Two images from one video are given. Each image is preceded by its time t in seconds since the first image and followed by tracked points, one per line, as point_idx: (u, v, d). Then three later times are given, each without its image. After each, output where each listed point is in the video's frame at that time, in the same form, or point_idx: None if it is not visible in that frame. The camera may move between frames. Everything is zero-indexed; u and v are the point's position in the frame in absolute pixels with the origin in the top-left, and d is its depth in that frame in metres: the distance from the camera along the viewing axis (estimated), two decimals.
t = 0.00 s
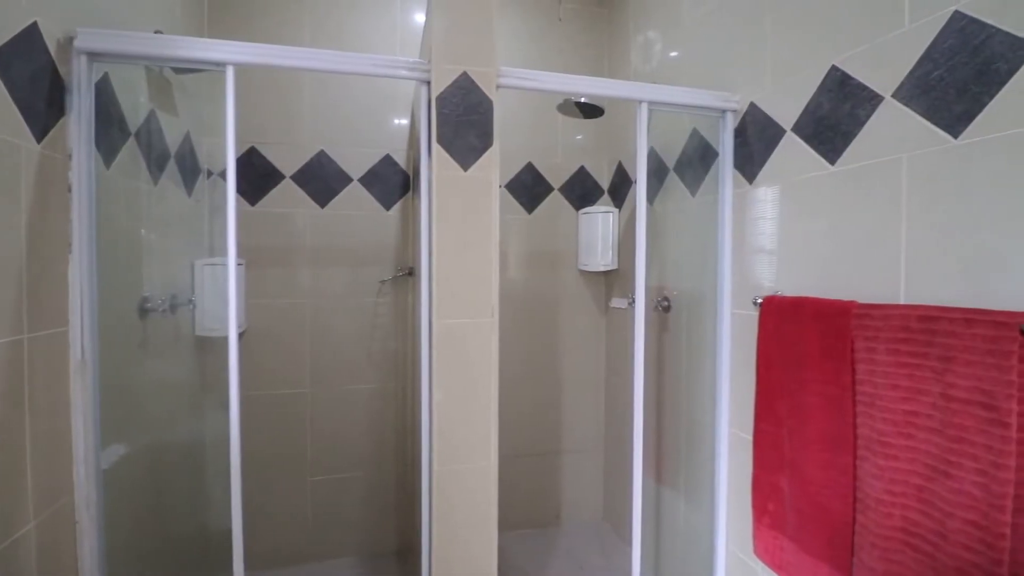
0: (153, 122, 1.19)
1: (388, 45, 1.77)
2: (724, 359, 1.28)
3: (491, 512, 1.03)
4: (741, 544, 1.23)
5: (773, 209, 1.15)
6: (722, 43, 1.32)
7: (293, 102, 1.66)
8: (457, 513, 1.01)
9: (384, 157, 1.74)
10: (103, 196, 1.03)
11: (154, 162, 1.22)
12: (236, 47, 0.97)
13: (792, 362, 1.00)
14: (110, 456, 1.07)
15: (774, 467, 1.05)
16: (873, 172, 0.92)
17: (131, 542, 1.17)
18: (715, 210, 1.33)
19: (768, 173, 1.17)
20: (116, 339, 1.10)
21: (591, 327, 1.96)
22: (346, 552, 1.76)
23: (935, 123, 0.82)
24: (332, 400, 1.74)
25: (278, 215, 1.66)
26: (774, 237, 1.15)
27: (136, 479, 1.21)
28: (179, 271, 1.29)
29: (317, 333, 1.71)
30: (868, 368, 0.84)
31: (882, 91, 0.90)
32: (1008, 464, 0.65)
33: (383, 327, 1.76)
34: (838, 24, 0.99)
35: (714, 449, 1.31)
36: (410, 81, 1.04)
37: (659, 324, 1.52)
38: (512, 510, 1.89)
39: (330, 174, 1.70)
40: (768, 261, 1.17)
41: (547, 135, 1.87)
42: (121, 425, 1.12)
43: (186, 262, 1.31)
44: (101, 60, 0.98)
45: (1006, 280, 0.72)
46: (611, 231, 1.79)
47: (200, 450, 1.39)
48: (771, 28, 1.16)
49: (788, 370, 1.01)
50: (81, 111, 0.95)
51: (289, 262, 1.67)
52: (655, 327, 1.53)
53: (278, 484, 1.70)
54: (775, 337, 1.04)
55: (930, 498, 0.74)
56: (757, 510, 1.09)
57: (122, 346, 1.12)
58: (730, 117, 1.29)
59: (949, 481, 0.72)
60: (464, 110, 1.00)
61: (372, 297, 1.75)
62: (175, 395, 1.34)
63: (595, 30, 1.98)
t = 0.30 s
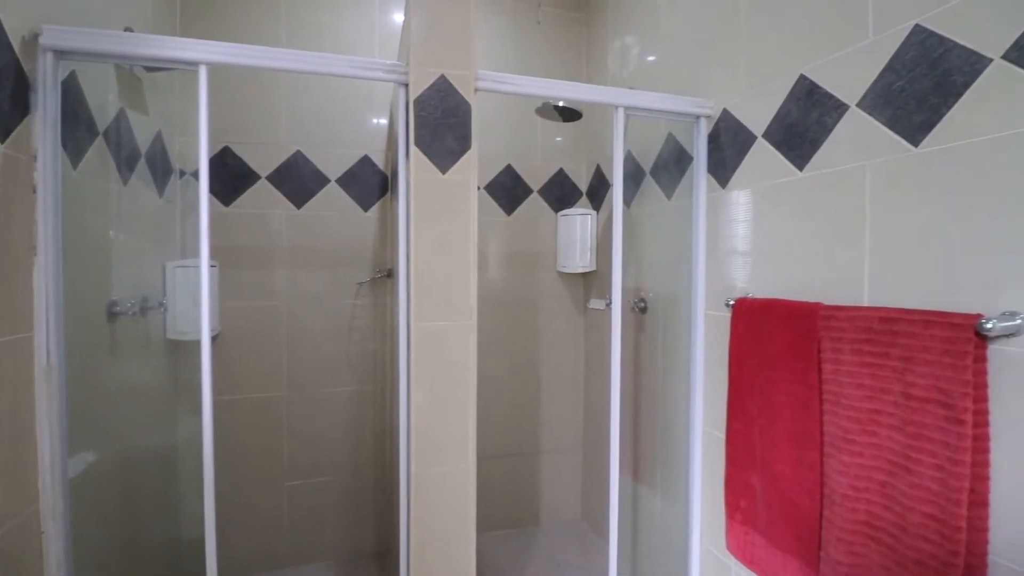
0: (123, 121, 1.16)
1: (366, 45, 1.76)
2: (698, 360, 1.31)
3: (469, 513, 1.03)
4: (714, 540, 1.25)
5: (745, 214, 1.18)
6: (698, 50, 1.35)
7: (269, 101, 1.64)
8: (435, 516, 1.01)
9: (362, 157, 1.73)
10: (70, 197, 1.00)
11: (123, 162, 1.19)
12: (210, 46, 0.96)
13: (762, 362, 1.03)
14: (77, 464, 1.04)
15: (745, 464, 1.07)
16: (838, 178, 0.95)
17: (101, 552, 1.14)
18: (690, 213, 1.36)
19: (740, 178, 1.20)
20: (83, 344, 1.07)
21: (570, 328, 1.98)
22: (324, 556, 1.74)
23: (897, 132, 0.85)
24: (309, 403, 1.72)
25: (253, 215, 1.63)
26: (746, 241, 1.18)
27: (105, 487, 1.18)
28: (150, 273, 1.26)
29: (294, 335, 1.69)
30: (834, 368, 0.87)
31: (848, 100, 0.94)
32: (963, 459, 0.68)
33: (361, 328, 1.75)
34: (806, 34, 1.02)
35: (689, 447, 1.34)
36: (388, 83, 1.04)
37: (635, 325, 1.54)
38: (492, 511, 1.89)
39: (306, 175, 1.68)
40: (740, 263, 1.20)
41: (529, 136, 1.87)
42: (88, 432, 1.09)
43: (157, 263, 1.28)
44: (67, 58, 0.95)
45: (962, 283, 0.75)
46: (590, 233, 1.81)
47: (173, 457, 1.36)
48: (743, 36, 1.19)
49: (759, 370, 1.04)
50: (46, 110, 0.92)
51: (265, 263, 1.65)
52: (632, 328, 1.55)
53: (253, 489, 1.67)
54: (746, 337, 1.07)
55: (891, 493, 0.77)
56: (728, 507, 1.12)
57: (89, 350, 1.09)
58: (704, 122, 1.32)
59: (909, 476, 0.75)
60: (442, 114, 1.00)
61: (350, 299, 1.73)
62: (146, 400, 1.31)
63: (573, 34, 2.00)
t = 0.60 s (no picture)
0: (87, 117, 1.13)
1: (342, 44, 1.75)
2: (672, 360, 1.33)
3: (445, 517, 1.03)
4: (687, 536, 1.28)
5: (716, 217, 1.21)
6: (672, 55, 1.38)
7: (241, 99, 1.61)
8: (411, 519, 1.01)
9: (338, 157, 1.71)
10: (30, 197, 0.97)
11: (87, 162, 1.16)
12: (177, 44, 0.94)
13: (732, 362, 1.05)
14: (37, 473, 1.01)
15: (717, 462, 1.10)
16: (805, 183, 0.98)
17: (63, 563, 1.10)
18: (664, 216, 1.39)
19: (712, 182, 1.23)
20: (44, 349, 1.03)
21: (547, 329, 1.99)
22: (299, 562, 1.72)
23: (860, 139, 0.88)
24: (283, 407, 1.69)
25: (225, 215, 1.60)
26: (717, 243, 1.21)
27: (67, 496, 1.14)
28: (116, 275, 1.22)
29: (268, 338, 1.66)
30: (800, 368, 0.90)
31: (814, 108, 0.96)
32: (922, 455, 0.71)
33: (336, 330, 1.73)
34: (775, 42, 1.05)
35: (663, 447, 1.36)
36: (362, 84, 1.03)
37: (612, 326, 1.56)
38: (469, 513, 1.89)
39: (280, 175, 1.66)
40: (712, 266, 1.23)
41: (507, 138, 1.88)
42: (49, 439, 1.05)
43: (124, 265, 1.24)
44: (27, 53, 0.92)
45: (921, 285, 0.78)
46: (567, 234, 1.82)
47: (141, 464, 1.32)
48: (716, 43, 1.21)
49: (729, 370, 1.06)
50: (5, 106, 0.89)
51: (238, 264, 1.62)
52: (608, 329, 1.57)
53: (225, 495, 1.64)
54: (718, 338, 1.09)
55: (854, 488, 0.80)
56: (701, 504, 1.14)
57: (51, 355, 1.06)
58: (677, 127, 1.34)
59: (871, 472, 0.78)
60: (418, 115, 1.00)
61: (326, 301, 1.71)
62: (111, 405, 1.28)
63: (550, 37, 2.01)
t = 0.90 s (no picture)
0: (48, 113, 1.10)
1: (317, 41, 1.72)
2: (646, 361, 1.35)
3: (420, 520, 1.02)
4: (661, 534, 1.30)
5: (689, 219, 1.23)
6: (647, 59, 1.39)
7: (211, 96, 1.57)
8: (385, 524, 1.00)
9: (311, 157, 1.69)
10: None
11: (47, 157, 1.13)
12: (141, 39, 0.91)
13: (704, 362, 1.07)
14: None
15: (690, 461, 1.11)
16: (772, 188, 1.01)
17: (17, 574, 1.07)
18: (639, 218, 1.40)
19: (685, 185, 1.25)
20: None
21: (524, 330, 1.99)
22: (271, 568, 1.69)
23: (825, 145, 0.90)
24: (255, 410, 1.66)
25: (194, 215, 1.56)
26: (690, 246, 1.23)
27: (22, 506, 1.10)
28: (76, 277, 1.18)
29: (238, 340, 1.63)
30: (768, 368, 0.92)
31: (781, 114, 0.99)
32: (882, 451, 0.73)
33: (310, 332, 1.70)
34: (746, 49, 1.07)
35: (637, 446, 1.38)
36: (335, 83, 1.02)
37: (588, 327, 1.57)
38: (446, 514, 1.88)
39: (252, 173, 1.62)
40: (685, 268, 1.25)
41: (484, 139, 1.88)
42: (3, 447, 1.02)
43: (86, 265, 1.20)
44: None
45: (882, 287, 0.81)
46: (544, 235, 1.82)
47: (103, 472, 1.28)
48: (688, 48, 1.24)
49: (701, 370, 1.08)
50: None
51: (209, 265, 1.58)
52: (584, 329, 1.58)
53: (193, 502, 1.59)
54: (690, 339, 1.11)
55: (820, 484, 0.82)
56: (674, 502, 1.16)
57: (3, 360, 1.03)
58: (651, 130, 1.36)
59: (835, 469, 0.80)
60: (392, 116, 0.99)
61: (299, 302, 1.69)
62: (72, 411, 1.23)
63: (527, 38, 2.02)
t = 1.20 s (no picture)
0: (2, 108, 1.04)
1: (289, 38, 1.69)
2: (621, 360, 1.36)
3: (393, 524, 1.01)
4: (635, 532, 1.31)
5: (662, 220, 1.24)
6: (621, 62, 1.41)
7: (178, 92, 1.53)
8: (357, 528, 0.98)
9: (283, 155, 1.66)
10: None
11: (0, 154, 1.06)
12: (100, 31, 0.88)
13: (676, 361, 1.09)
14: None
15: (663, 459, 1.13)
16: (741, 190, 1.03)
17: None
18: (613, 219, 1.42)
19: (658, 187, 1.26)
20: None
21: (500, 330, 1.99)
22: None
23: (791, 149, 0.93)
24: (225, 414, 1.62)
25: (160, 214, 1.51)
26: (663, 246, 1.25)
27: None
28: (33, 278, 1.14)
29: (207, 342, 1.59)
30: (737, 367, 0.94)
31: (750, 118, 1.01)
32: (845, 448, 0.75)
33: (282, 334, 1.67)
34: (716, 53, 1.09)
35: (612, 445, 1.39)
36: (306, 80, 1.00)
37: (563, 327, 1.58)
38: (422, 516, 1.87)
39: (221, 172, 1.58)
40: (658, 269, 1.26)
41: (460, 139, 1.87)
42: None
43: (44, 266, 1.15)
44: None
45: (846, 288, 0.84)
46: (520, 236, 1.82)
47: (64, 479, 1.24)
48: (661, 52, 1.25)
49: (673, 370, 1.09)
50: None
51: (176, 265, 1.54)
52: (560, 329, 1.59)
53: (159, 510, 1.55)
54: (662, 339, 1.13)
55: (787, 481, 0.84)
56: (647, 500, 1.17)
57: None
58: (625, 133, 1.37)
59: (800, 465, 0.82)
60: (364, 115, 0.98)
61: (271, 304, 1.65)
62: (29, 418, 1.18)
63: (503, 38, 2.02)
